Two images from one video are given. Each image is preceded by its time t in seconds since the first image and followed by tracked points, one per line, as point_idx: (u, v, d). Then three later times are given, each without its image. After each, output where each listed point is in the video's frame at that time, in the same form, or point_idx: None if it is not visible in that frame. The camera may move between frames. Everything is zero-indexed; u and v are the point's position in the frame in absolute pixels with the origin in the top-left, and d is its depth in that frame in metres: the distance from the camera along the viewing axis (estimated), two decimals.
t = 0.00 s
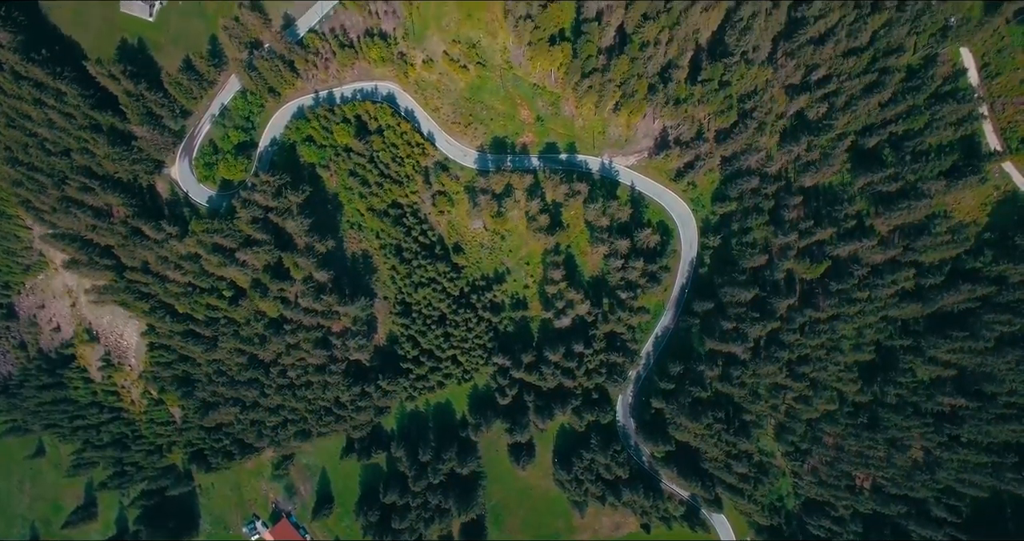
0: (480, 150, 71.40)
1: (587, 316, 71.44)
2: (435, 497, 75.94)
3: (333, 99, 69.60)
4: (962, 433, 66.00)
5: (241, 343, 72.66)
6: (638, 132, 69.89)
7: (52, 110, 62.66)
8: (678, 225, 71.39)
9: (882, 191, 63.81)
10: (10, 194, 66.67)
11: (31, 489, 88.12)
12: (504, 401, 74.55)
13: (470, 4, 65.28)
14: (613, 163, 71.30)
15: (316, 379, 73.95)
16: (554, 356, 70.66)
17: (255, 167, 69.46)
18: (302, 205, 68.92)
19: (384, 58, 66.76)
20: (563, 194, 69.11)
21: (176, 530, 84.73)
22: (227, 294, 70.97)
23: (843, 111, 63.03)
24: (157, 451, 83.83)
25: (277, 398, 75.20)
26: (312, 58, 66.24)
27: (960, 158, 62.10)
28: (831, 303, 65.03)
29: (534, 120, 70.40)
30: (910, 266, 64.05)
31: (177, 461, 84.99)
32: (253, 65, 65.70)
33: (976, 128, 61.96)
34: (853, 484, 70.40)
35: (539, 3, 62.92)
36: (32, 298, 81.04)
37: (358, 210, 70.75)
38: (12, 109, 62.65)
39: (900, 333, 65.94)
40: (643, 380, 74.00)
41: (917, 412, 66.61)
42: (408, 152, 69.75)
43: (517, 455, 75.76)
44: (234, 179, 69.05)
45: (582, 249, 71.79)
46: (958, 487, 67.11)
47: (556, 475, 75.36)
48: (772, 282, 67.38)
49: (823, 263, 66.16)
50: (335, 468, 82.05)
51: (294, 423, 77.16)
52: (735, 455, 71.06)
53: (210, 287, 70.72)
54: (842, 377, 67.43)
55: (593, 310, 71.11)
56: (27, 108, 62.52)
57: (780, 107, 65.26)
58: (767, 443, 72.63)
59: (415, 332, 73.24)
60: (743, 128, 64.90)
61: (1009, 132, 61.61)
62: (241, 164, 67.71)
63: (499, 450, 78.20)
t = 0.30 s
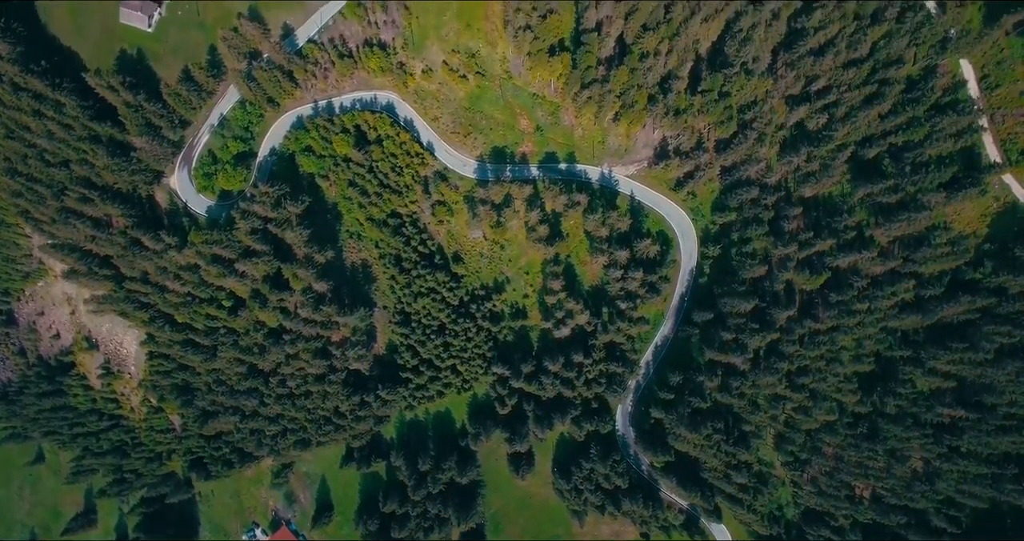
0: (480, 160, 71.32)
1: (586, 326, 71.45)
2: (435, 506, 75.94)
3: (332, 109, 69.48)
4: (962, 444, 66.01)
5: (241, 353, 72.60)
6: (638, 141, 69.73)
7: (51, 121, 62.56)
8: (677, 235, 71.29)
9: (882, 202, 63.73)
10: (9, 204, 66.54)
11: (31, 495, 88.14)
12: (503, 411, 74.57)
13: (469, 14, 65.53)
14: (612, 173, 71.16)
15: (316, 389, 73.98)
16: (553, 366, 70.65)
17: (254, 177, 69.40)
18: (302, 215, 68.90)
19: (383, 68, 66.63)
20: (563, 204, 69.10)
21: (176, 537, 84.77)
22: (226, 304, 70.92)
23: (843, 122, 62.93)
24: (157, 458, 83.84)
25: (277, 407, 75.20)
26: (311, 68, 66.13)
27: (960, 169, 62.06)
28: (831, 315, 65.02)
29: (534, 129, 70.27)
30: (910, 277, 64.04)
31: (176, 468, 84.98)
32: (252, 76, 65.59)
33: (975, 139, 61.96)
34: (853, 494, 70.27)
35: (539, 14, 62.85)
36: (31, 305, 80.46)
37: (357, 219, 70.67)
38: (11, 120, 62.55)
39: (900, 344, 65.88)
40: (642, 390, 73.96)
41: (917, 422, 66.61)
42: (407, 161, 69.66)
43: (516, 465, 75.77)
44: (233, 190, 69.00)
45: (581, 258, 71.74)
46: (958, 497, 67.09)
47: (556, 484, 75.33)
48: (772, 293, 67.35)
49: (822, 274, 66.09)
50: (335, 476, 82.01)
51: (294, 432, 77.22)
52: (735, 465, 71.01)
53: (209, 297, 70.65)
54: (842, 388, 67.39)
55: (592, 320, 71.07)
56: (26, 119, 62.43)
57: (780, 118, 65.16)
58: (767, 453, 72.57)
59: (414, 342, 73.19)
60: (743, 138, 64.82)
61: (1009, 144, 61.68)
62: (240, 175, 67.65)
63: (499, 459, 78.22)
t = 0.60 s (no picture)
0: (479, 169, 71.28)
1: (586, 335, 71.48)
2: (434, 514, 75.96)
3: (332, 117, 69.37)
4: (962, 454, 65.92)
5: (240, 361, 72.54)
6: (637, 150, 69.65)
7: (51, 131, 62.46)
8: (677, 243, 71.25)
9: (882, 212, 63.71)
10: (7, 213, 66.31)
11: (30, 500, 88.13)
12: (503, 419, 74.61)
13: (469, 22, 65.69)
14: (612, 181, 71.08)
15: (315, 397, 74.03)
16: (553, 375, 70.69)
17: (253, 186, 69.38)
18: (301, 225, 68.87)
19: (383, 76, 66.61)
20: (562, 213, 69.12)
21: None
22: (225, 313, 70.84)
23: (843, 131, 62.90)
24: (157, 465, 83.80)
25: (276, 415, 75.21)
26: (310, 77, 66.15)
27: (959, 179, 62.03)
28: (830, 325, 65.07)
29: (533, 138, 70.18)
30: (910, 287, 64.05)
31: (176, 474, 84.96)
32: (251, 85, 65.49)
33: (975, 149, 61.92)
34: (852, 503, 70.23)
35: (539, 23, 62.80)
36: (31, 311, 80.08)
37: (356, 228, 70.62)
38: (11, 130, 62.46)
39: (899, 353, 65.87)
40: (641, 398, 73.98)
41: (917, 432, 66.58)
42: (406, 170, 69.61)
43: (516, 473, 75.77)
44: (232, 199, 69.00)
45: (581, 266, 71.73)
46: (958, 507, 67.04)
47: (555, 493, 75.30)
48: (771, 302, 67.31)
49: (822, 284, 66.12)
50: (334, 484, 81.97)
51: (294, 440, 77.27)
52: (734, 475, 70.94)
53: (208, 305, 70.59)
54: (842, 398, 67.35)
55: (592, 329, 71.05)
56: (26, 129, 62.35)
57: (780, 127, 65.10)
58: (767, 462, 72.51)
59: (413, 350, 73.17)
60: (742, 148, 64.77)
61: (1009, 154, 61.67)
62: (239, 184, 67.63)
63: (498, 467, 78.26)
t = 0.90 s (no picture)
0: (478, 179, 71.19)
1: (585, 345, 71.49)
2: (434, 524, 75.92)
3: (330, 127, 69.21)
4: (962, 465, 65.91)
5: (239, 372, 72.49)
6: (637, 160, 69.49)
7: (49, 143, 62.39)
8: (676, 253, 71.16)
9: (881, 223, 63.65)
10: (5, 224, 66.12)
11: (29, 507, 88.07)
12: (502, 429, 74.61)
13: (468, 33, 65.76)
14: (611, 191, 70.95)
15: (315, 407, 74.07)
16: (552, 386, 70.69)
17: (252, 196, 69.32)
18: (300, 235, 68.84)
19: (382, 87, 66.51)
20: (562, 224, 69.14)
21: None
22: (225, 323, 70.77)
23: (843, 142, 62.83)
24: (156, 472, 83.71)
25: (276, 425, 75.19)
26: (309, 87, 66.14)
27: (959, 191, 61.96)
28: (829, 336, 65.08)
29: (532, 148, 70.01)
30: (909, 298, 64.04)
31: (175, 482, 84.93)
32: (250, 96, 65.50)
33: (975, 161, 61.85)
34: (852, 513, 70.29)
35: (538, 34, 62.72)
36: (30, 317, 79.73)
37: (355, 238, 70.55)
38: (10, 142, 62.34)
39: (899, 364, 65.85)
40: (641, 407, 73.96)
41: (916, 443, 66.58)
42: (406, 181, 69.52)
43: (515, 482, 75.81)
44: (230, 209, 68.95)
45: (580, 276, 71.69)
46: (957, 517, 67.07)
47: (555, 502, 75.29)
48: (771, 313, 67.28)
49: (821, 295, 66.09)
50: (334, 492, 81.96)
51: (293, 449, 77.25)
52: (734, 485, 70.92)
53: (207, 316, 70.53)
54: (841, 408, 67.34)
55: (591, 339, 71.07)
56: (24, 141, 62.26)
57: (780, 138, 65.02)
58: (766, 471, 72.52)
59: (413, 360, 73.13)
60: (742, 159, 64.74)
61: (1009, 166, 61.60)
62: (238, 195, 67.55)
63: (498, 476, 78.26)
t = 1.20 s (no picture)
0: (477, 189, 71.10)
1: (585, 356, 71.55)
2: (433, 534, 75.73)
3: (329, 137, 69.06)
4: (961, 476, 65.86)
5: (238, 381, 72.48)
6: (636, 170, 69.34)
7: (48, 155, 62.34)
8: (676, 263, 71.06)
9: (881, 234, 63.63)
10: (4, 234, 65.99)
11: (28, 514, 88.00)
12: (502, 439, 74.59)
13: (468, 43, 65.71)
14: (611, 201, 70.78)
15: (314, 417, 74.07)
16: (552, 396, 70.69)
17: (251, 207, 69.26)
18: (299, 246, 68.84)
19: (381, 97, 66.50)
20: (561, 235, 69.18)
21: None
22: (224, 333, 70.69)
23: (842, 154, 62.78)
24: (155, 480, 83.59)
25: (275, 434, 75.12)
26: (308, 97, 66.02)
27: (959, 202, 61.94)
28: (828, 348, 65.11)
29: (532, 158, 69.88)
30: (909, 310, 64.04)
31: (175, 490, 84.87)
32: (249, 107, 65.49)
33: (975, 173, 61.87)
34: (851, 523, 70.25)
35: (537, 46, 62.80)
36: (30, 324, 79.43)
37: (355, 248, 70.49)
38: (8, 153, 62.30)
39: (898, 376, 65.87)
40: (640, 417, 73.93)
41: (916, 454, 66.55)
42: (405, 191, 69.45)
43: (514, 492, 75.90)
44: (229, 220, 68.90)
45: (580, 286, 71.66)
46: (957, 529, 67.02)
47: (554, 512, 75.24)
48: (770, 324, 67.22)
49: (820, 307, 66.04)
50: (333, 500, 81.89)
51: (293, 458, 77.14)
52: (733, 495, 70.87)
53: (206, 326, 70.48)
54: (840, 419, 67.34)
55: (590, 349, 71.14)
56: (23, 152, 62.20)
57: (780, 149, 64.97)
58: (766, 482, 72.48)
59: (412, 370, 73.12)
60: (742, 170, 64.68)
61: (1008, 178, 61.63)
62: (237, 205, 67.48)
63: (497, 485, 78.23)
